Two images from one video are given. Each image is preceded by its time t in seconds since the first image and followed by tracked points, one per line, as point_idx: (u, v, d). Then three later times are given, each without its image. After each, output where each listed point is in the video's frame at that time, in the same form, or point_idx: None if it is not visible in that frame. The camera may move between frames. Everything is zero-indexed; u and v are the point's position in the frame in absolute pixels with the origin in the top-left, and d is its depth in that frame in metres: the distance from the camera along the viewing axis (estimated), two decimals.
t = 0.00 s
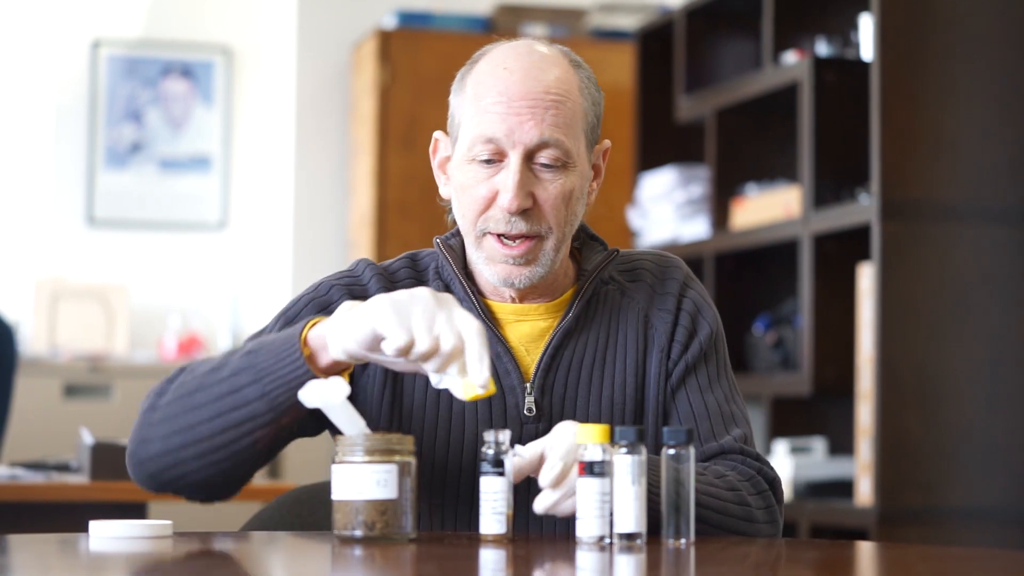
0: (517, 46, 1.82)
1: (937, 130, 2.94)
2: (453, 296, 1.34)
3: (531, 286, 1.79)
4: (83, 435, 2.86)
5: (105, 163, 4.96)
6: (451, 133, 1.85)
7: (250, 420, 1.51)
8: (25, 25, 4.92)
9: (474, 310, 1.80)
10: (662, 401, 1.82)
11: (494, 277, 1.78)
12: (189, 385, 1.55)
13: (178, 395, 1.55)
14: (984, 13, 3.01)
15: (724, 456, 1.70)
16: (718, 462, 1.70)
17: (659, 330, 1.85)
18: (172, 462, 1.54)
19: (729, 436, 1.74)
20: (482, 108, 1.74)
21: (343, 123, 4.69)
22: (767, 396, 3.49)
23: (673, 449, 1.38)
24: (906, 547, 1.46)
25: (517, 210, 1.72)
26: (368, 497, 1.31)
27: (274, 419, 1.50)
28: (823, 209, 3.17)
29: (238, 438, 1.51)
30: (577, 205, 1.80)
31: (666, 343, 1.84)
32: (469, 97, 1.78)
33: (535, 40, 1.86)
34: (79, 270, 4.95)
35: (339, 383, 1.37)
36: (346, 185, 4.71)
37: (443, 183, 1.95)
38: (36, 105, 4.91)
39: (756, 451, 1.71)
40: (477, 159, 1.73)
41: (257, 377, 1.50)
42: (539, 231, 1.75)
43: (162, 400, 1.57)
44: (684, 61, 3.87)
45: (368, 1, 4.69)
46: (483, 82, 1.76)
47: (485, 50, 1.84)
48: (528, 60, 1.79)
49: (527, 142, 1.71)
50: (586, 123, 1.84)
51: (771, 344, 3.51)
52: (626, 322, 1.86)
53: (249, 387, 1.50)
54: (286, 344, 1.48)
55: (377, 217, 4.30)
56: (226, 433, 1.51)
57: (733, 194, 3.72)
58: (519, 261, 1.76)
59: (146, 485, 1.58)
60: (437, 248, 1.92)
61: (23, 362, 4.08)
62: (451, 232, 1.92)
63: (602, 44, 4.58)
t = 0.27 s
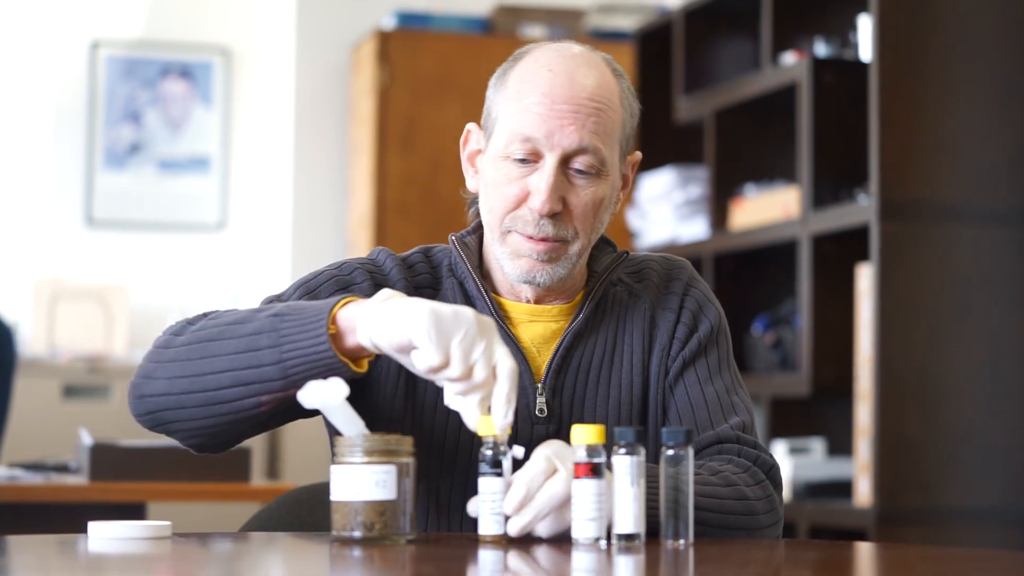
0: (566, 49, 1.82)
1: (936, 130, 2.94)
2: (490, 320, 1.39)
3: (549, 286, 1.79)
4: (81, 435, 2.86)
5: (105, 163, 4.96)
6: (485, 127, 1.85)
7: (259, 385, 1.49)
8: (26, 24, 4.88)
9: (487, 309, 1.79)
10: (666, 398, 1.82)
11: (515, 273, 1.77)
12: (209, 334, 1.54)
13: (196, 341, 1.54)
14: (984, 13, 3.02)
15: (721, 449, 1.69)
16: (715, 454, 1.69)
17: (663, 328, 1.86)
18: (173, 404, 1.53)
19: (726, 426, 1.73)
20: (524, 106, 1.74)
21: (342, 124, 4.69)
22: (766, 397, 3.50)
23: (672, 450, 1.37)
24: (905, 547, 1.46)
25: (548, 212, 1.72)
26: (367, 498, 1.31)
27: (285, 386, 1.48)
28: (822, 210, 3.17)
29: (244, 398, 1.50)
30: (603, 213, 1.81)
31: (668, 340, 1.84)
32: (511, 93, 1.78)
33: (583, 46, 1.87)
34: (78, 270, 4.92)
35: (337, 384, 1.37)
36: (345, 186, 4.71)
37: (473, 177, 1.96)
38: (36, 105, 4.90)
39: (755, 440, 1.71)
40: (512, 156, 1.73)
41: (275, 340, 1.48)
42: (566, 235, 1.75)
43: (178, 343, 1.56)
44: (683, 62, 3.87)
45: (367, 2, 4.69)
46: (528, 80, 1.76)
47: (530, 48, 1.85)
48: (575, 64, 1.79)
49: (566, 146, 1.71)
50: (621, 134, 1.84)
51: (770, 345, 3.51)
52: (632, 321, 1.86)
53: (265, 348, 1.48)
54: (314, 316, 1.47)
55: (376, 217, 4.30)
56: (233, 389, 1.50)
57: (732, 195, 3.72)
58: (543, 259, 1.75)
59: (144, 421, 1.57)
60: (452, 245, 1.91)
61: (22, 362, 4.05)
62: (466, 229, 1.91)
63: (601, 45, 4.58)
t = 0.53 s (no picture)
0: (598, 55, 1.81)
1: (936, 130, 2.94)
2: (498, 328, 1.36)
3: (561, 293, 1.79)
4: (79, 435, 2.86)
5: (104, 164, 4.93)
6: (510, 126, 1.85)
7: (262, 366, 1.48)
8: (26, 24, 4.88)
9: (495, 310, 1.79)
10: (670, 401, 1.83)
11: (527, 277, 1.78)
12: (215, 312, 1.54)
13: (202, 319, 1.54)
14: (983, 14, 3.02)
15: (722, 452, 1.69)
16: (716, 458, 1.69)
17: (668, 330, 1.86)
18: (174, 380, 1.52)
19: (729, 430, 1.73)
20: (553, 113, 1.73)
21: (341, 124, 4.69)
22: (765, 397, 3.50)
23: (671, 449, 1.37)
24: (904, 548, 1.45)
25: (569, 222, 1.72)
26: (365, 498, 1.31)
27: (287, 370, 1.47)
28: (820, 210, 3.17)
29: (245, 379, 1.49)
30: (621, 224, 1.81)
31: (673, 342, 1.85)
32: (540, 97, 1.77)
33: (614, 52, 1.86)
34: (77, 270, 4.90)
35: (336, 383, 1.36)
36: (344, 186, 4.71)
37: (494, 173, 1.96)
38: (35, 104, 4.88)
39: (756, 444, 1.71)
40: (537, 162, 1.73)
41: (283, 323, 1.48)
42: (583, 244, 1.75)
43: (185, 318, 1.55)
44: (682, 62, 3.88)
45: (366, 2, 4.70)
46: (559, 86, 1.76)
47: (562, 50, 1.83)
48: (606, 73, 1.78)
49: (592, 158, 1.71)
50: (645, 145, 1.84)
51: (769, 345, 3.51)
52: (638, 323, 1.86)
53: (272, 331, 1.48)
54: (323, 302, 1.46)
55: (374, 218, 4.30)
56: (235, 369, 1.49)
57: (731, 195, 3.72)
58: (557, 267, 1.76)
59: (142, 395, 1.56)
60: (461, 244, 1.90)
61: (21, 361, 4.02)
62: (477, 228, 1.92)
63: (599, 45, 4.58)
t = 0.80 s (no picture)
0: (617, 59, 1.82)
1: (935, 129, 2.94)
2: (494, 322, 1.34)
3: (569, 295, 1.79)
4: (78, 435, 2.86)
5: (103, 164, 4.92)
6: (526, 126, 1.85)
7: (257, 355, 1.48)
8: (25, 24, 4.87)
9: (502, 308, 1.78)
10: (671, 402, 1.83)
11: (536, 277, 1.77)
12: (213, 299, 1.54)
13: (200, 305, 1.54)
14: (982, 14, 3.02)
15: (719, 454, 1.69)
16: (713, 460, 1.69)
17: (671, 331, 1.86)
18: (168, 365, 1.53)
19: (726, 431, 1.73)
20: (570, 114, 1.74)
21: (339, 123, 4.69)
22: (763, 396, 3.50)
23: (669, 448, 1.37)
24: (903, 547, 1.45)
25: (580, 223, 1.72)
26: (364, 497, 1.31)
27: (283, 360, 1.46)
28: (819, 209, 3.17)
29: (239, 367, 1.49)
30: (631, 230, 1.81)
31: (675, 343, 1.85)
32: (558, 98, 1.78)
33: (632, 57, 1.87)
34: (76, 270, 4.90)
35: (335, 383, 1.36)
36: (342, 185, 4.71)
37: (507, 172, 1.96)
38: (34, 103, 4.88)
39: (753, 446, 1.71)
40: (551, 162, 1.73)
41: (280, 312, 1.47)
42: (593, 247, 1.75)
43: (183, 305, 1.56)
44: (680, 62, 3.87)
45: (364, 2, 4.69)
46: (577, 87, 1.76)
47: (581, 52, 1.84)
48: (625, 77, 1.79)
49: (607, 161, 1.72)
50: (660, 153, 1.85)
51: (767, 344, 3.51)
52: (643, 323, 1.86)
53: (269, 319, 1.48)
54: (322, 293, 1.45)
55: (373, 217, 4.30)
56: (229, 357, 1.49)
57: (729, 194, 3.72)
58: (568, 268, 1.75)
59: (138, 380, 1.57)
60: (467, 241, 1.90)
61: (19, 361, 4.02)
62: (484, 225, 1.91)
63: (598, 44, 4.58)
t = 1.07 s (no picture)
0: (623, 60, 1.82)
1: (933, 128, 2.95)
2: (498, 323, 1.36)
3: (571, 295, 1.79)
4: (76, 433, 2.86)
5: (100, 163, 4.92)
6: (531, 125, 1.85)
7: (251, 338, 1.48)
8: (25, 23, 4.87)
9: (505, 305, 1.78)
10: (671, 399, 1.83)
11: (539, 276, 1.77)
12: (213, 277, 1.54)
13: (199, 282, 1.54)
14: (981, 13, 3.02)
15: (717, 450, 1.69)
16: (711, 456, 1.69)
17: (670, 329, 1.86)
18: (161, 338, 1.53)
19: (724, 427, 1.73)
20: (575, 115, 1.74)
21: (338, 122, 4.69)
22: (762, 395, 3.50)
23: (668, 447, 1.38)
24: (901, 545, 1.45)
25: (583, 224, 1.72)
26: (362, 496, 1.31)
27: (276, 345, 1.47)
28: (817, 208, 3.17)
29: (233, 348, 1.49)
30: (635, 231, 1.82)
31: (674, 341, 1.85)
32: (564, 97, 1.77)
33: (638, 58, 1.87)
34: (74, 269, 4.90)
35: (334, 382, 1.37)
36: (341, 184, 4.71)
37: (512, 170, 1.95)
38: (33, 101, 4.88)
39: (750, 442, 1.71)
40: (555, 162, 1.73)
41: (279, 297, 1.47)
42: (596, 248, 1.75)
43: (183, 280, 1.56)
44: (679, 61, 3.87)
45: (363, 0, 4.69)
46: (583, 88, 1.76)
47: (588, 52, 1.84)
48: (630, 78, 1.79)
49: (611, 163, 1.72)
50: (664, 155, 1.85)
51: (766, 343, 3.51)
52: (644, 321, 1.86)
53: (267, 304, 1.47)
54: (322, 283, 1.45)
55: (372, 215, 4.29)
56: (224, 337, 1.49)
57: (727, 193, 3.72)
58: (570, 268, 1.75)
59: (129, 349, 1.57)
60: (469, 238, 1.90)
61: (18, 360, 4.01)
62: (487, 223, 1.91)
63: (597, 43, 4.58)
